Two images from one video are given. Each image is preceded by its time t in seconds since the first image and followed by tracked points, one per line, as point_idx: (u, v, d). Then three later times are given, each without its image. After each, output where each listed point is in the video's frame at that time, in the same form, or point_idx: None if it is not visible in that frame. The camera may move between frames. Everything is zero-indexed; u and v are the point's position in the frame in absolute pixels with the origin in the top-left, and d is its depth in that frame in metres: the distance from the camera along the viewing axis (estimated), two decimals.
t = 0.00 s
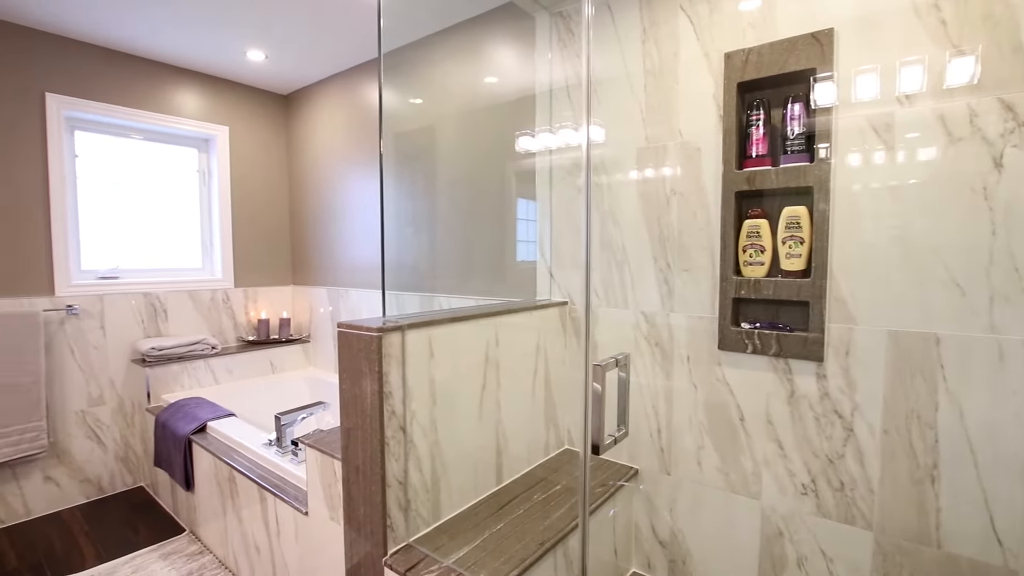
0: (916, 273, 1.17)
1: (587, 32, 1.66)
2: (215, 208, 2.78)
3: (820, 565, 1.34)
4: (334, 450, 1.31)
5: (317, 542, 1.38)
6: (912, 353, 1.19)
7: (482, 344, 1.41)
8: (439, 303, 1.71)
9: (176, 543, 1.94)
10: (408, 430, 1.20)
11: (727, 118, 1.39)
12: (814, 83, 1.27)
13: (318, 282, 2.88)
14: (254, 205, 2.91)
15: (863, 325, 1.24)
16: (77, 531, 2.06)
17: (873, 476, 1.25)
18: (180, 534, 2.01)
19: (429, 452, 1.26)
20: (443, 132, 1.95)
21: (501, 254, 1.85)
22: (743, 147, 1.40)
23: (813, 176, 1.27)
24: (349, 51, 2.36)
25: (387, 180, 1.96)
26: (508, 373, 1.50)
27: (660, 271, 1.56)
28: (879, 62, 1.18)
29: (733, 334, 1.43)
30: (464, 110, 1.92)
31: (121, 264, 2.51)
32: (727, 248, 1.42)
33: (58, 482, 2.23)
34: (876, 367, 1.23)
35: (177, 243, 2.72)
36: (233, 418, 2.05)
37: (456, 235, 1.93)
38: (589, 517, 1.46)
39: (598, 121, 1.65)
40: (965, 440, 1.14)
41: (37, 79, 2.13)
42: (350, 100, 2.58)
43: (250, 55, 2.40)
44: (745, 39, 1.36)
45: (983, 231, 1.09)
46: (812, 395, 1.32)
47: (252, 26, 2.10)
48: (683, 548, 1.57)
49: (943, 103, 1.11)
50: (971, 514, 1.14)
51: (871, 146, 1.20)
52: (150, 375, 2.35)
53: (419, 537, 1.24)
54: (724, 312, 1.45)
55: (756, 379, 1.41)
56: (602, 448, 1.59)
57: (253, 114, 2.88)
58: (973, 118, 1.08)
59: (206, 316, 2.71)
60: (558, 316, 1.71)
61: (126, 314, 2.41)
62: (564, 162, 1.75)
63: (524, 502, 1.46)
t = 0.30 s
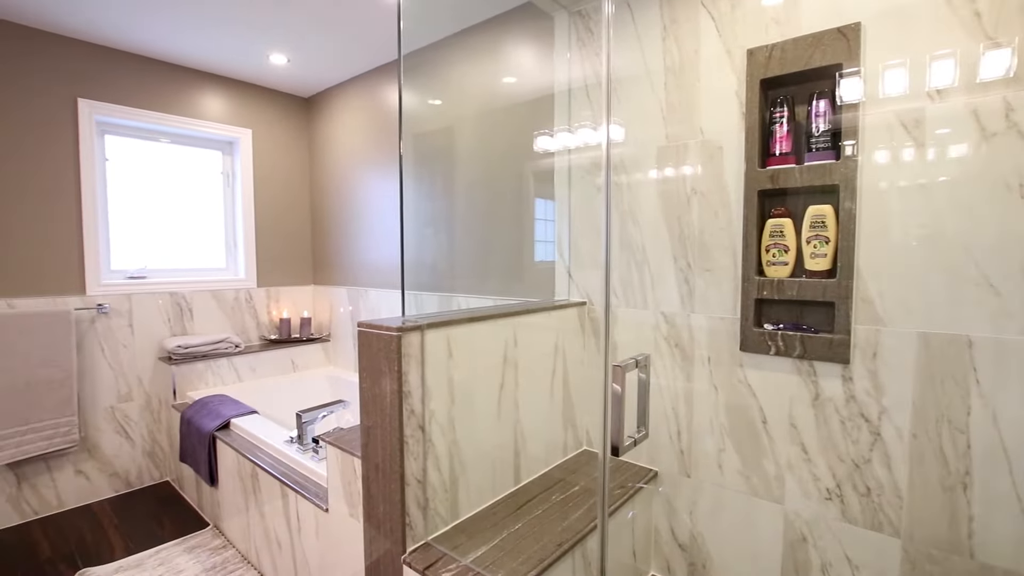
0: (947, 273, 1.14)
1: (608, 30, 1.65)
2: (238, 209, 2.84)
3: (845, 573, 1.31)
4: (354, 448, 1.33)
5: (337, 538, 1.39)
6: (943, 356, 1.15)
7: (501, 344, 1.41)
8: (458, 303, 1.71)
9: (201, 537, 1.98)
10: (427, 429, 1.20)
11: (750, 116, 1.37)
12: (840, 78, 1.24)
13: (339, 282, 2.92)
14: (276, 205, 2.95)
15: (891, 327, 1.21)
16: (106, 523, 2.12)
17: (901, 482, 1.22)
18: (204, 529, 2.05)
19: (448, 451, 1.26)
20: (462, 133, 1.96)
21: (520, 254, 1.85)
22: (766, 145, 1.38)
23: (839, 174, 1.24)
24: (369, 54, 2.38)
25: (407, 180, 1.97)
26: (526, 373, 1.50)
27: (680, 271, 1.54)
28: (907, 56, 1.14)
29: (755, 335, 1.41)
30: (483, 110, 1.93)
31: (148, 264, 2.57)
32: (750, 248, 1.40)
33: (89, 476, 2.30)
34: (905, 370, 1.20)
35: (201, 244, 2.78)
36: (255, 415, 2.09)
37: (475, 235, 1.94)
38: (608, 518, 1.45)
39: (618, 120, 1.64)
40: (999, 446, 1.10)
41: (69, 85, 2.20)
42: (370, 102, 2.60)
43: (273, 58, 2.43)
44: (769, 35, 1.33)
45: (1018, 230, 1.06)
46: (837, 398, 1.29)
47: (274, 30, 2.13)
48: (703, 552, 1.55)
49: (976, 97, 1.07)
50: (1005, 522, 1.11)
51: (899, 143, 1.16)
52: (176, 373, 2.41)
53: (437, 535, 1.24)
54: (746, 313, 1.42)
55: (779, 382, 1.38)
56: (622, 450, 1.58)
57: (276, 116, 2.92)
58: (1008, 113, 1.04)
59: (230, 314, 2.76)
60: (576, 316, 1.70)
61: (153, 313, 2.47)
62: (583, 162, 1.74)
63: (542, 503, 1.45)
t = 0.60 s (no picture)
0: (979, 273, 1.10)
1: (626, 28, 1.64)
2: (259, 210, 2.89)
3: None
4: (373, 447, 1.34)
5: (356, 535, 1.41)
6: (975, 358, 1.11)
7: (519, 344, 1.41)
8: (476, 303, 1.72)
9: (223, 531, 2.02)
10: (445, 428, 1.21)
11: (772, 113, 1.34)
12: (866, 74, 1.21)
13: (357, 282, 2.95)
14: (296, 206, 3.00)
15: (920, 328, 1.18)
16: (133, 516, 2.18)
17: (930, 488, 1.18)
18: (226, 523, 2.09)
19: (466, 451, 1.27)
20: (480, 134, 1.97)
21: (537, 254, 1.85)
22: (789, 143, 1.35)
23: (865, 171, 1.21)
24: (387, 55, 2.40)
25: (425, 181, 1.98)
26: (544, 373, 1.50)
27: (700, 271, 1.52)
28: (937, 50, 1.11)
29: (776, 336, 1.38)
30: (500, 111, 1.93)
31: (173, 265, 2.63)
32: (772, 248, 1.37)
33: (116, 470, 2.36)
34: (934, 373, 1.16)
35: (224, 244, 2.83)
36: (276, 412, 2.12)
37: (493, 235, 1.94)
38: (626, 520, 1.44)
39: (636, 119, 1.62)
40: None
41: (98, 90, 2.27)
42: (389, 103, 2.62)
43: (293, 61, 2.47)
44: (792, 30, 1.31)
45: None
46: (863, 401, 1.26)
47: (294, 34, 2.17)
48: (723, 556, 1.53)
49: (1010, 91, 1.04)
50: None
51: (928, 139, 1.13)
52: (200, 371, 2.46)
53: (455, 534, 1.25)
54: (768, 314, 1.40)
55: (802, 384, 1.35)
56: (641, 451, 1.57)
57: (296, 118, 2.97)
58: None
59: (251, 313, 2.81)
60: (594, 316, 1.70)
61: (178, 312, 2.53)
62: (601, 161, 1.73)
63: (560, 503, 1.45)
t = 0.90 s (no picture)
0: (1009, 273, 1.07)
1: (644, 26, 1.62)
2: (278, 211, 2.93)
3: None
4: (389, 445, 1.35)
5: (372, 533, 1.42)
6: (1004, 361, 1.08)
7: (534, 344, 1.41)
8: (492, 303, 1.72)
9: (242, 527, 2.05)
10: (461, 428, 1.21)
11: (792, 110, 1.32)
12: (889, 69, 1.19)
13: (374, 282, 2.98)
14: (314, 207, 3.03)
15: (946, 330, 1.14)
16: (155, 511, 2.22)
17: (956, 493, 1.15)
18: (245, 519, 2.13)
19: (481, 451, 1.27)
20: (495, 134, 1.97)
21: (553, 254, 1.84)
22: (810, 141, 1.33)
23: (888, 169, 1.18)
24: (402, 57, 2.42)
25: (440, 181, 1.99)
26: (560, 374, 1.49)
27: (718, 271, 1.50)
28: (964, 44, 1.08)
29: (796, 338, 1.36)
30: (515, 110, 1.93)
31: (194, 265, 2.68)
32: (792, 247, 1.35)
33: (140, 465, 2.42)
34: (961, 376, 1.13)
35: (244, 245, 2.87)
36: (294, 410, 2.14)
37: (509, 235, 1.94)
38: (643, 522, 1.43)
39: (654, 118, 1.61)
40: None
41: (121, 94, 2.32)
42: (405, 104, 2.64)
43: (311, 64, 2.50)
44: (813, 26, 1.28)
45: None
46: (886, 404, 1.23)
47: (311, 36, 2.19)
48: (741, 560, 1.51)
49: None
50: None
51: (954, 136, 1.10)
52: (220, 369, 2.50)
53: (470, 533, 1.25)
54: (788, 314, 1.38)
55: (824, 386, 1.33)
56: (658, 453, 1.55)
57: (313, 120, 3.00)
58: None
59: (270, 313, 2.85)
60: (610, 317, 1.69)
61: (200, 311, 2.57)
62: (617, 161, 1.72)
63: (575, 504, 1.44)
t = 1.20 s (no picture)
0: None
1: (664, 23, 1.61)
2: (299, 211, 2.98)
3: None
4: (409, 444, 1.36)
5: (392, 531, 1.43)
6: None
7: (554, 344, 1.40)
8: (510, 303, 1.72)
9: (265, 522, 2.09)
10: (480, 428, 1.21)
11: (818, 107, 1.29)
12: (919, 63, 1.15)
13: (393, 282, 3.00)
14: (334, 208, 3.07)
15: (980, 332, 1.10)
16: (181, 505, 2.28)
17: (991, 501, 1.11)
18: (268, 515, 2.16)
19: (500, 451, 1.27)
20: (514, 134, 1.97)
21: (571, 254, 1.83)
22: (837, 138, 1.30)
23: (918, 166, 1.15)
24: (420, 58, 2.44)
25: (459, 181, 2.00)
26: (579, 374, 1.49)
27: (741, 271, 1.47)
28: (1000, 35, 1.04)
29: (822, 339, 1.33)
30: (534, 110, 1.93)
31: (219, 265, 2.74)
32: (817, 247, 1.32)
33: (166, 460, 2.48)
34: (996, 380, 1.09)
35: (267, 245, 2.93)
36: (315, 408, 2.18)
37: (528, 235, 1.94)
38: (663, 524, 1.42)
39: (674, 115, 1.59)
40: None
41: (149, 98, 2.38)
42: (424, 105, 2.65)
43: (331, 66, 2.53)
44: (839, 20, 1.25)
45: None
46: (916, 408, 1.20)
47: (331, 39, 2.21)
48: (764, 565, 1.48)
49: None
50: None
51: (988, 131, 1.06)
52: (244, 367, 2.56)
53: (488, 533, 1.25)
54: (813, 315, 1.35)
55: (850, 389, 1.30)
56: (680, 455, 1.53)
57: (334, 122, 3.04)
58: None
59: (292, 312, 2.89)
60: (630, 317, 1.67)
61: (224, 310, 2.63)
62: (636, 159, 1.71)
63: (594, 505, 1.43)
